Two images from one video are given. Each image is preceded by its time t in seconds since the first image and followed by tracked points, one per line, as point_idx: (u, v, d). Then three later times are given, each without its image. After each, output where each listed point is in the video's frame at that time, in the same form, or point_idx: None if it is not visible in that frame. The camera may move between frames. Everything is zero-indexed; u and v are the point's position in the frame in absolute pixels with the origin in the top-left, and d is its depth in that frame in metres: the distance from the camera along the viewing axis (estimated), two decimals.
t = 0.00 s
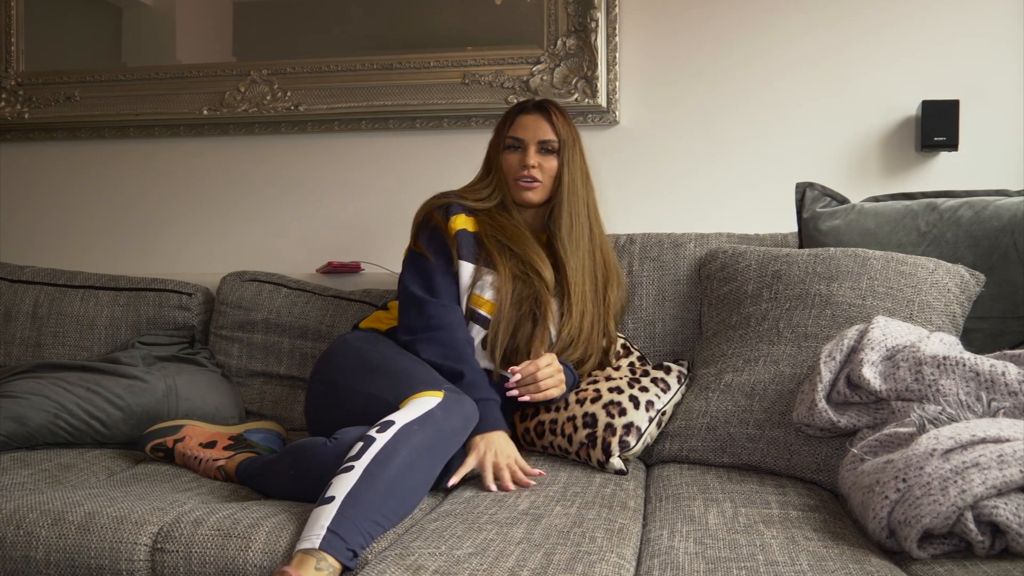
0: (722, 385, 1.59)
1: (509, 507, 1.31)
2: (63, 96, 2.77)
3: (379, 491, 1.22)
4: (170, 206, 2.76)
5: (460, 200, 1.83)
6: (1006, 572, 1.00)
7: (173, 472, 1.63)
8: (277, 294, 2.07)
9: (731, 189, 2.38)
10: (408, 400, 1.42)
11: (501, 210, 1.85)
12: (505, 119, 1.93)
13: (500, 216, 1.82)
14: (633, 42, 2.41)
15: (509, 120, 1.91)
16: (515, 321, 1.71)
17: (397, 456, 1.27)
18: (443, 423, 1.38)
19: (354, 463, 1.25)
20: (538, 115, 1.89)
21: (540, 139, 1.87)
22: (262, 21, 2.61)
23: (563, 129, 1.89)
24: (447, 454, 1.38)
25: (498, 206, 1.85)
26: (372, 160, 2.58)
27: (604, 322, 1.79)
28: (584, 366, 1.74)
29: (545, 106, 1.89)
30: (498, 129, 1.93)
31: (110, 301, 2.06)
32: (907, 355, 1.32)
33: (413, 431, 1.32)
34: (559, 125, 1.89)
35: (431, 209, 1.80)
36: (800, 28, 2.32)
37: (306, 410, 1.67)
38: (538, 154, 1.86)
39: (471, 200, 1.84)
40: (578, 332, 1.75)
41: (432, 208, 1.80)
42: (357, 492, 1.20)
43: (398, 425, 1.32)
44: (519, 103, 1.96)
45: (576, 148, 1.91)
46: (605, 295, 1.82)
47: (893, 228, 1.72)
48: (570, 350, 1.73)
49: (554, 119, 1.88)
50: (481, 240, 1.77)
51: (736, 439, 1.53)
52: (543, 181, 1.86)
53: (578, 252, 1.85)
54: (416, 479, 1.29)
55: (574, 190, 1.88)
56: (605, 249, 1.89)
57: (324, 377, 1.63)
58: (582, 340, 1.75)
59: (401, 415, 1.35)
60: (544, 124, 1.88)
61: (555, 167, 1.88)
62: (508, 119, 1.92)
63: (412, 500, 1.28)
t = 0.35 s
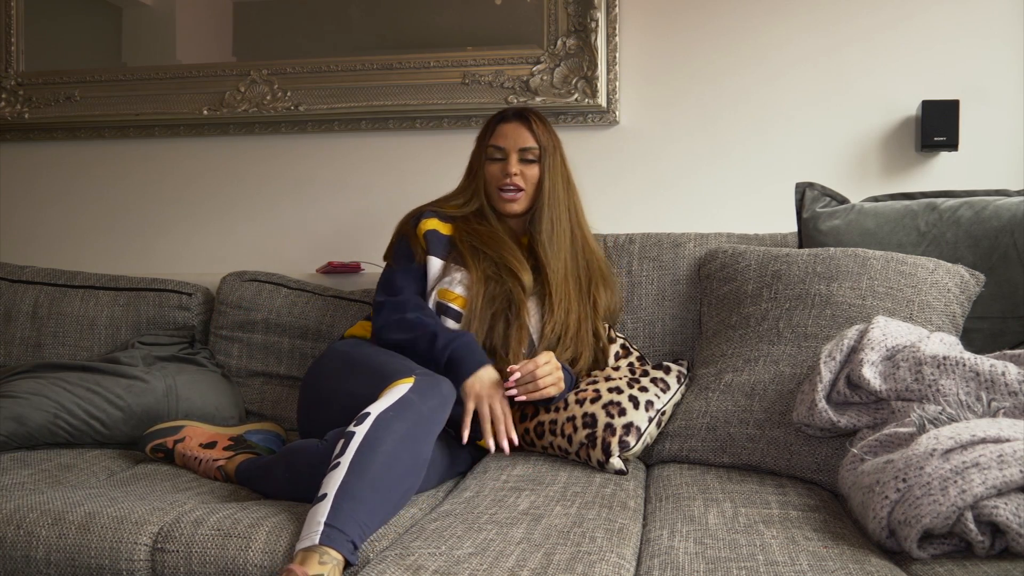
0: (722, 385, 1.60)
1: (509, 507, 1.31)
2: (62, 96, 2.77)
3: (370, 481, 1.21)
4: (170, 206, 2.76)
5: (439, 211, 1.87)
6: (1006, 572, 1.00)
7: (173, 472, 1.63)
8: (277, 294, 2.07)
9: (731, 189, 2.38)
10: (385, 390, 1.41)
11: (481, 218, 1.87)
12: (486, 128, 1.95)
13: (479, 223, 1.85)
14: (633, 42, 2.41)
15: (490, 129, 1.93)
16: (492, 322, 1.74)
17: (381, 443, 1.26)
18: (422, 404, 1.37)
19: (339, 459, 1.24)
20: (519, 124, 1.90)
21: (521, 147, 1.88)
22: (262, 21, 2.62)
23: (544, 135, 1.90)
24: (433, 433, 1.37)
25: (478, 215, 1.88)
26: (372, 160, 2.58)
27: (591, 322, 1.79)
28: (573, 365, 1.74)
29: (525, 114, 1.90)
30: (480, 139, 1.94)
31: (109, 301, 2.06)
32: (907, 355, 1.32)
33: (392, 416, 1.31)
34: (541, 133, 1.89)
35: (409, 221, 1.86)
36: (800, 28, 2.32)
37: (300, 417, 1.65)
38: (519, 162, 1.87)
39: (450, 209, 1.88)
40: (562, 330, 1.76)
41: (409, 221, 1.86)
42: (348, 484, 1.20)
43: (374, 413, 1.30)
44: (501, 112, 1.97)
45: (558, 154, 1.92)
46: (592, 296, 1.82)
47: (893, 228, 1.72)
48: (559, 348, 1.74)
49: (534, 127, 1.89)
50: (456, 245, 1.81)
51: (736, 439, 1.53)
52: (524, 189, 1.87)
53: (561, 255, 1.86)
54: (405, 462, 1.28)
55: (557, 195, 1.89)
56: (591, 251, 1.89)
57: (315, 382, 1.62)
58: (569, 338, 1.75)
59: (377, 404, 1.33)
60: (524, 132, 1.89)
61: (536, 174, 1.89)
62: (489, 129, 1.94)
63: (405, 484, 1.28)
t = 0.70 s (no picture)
0: (722, 385, 1.60)
1: (509, 507, 1.31)
2: (62, 96, 2.77)
3: (359, 478, 1.21)
4: (170, 206, 2.76)
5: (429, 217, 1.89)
6: (1006, 572, 1.00)
7: (174, 472, 1.63)
8: (277, 294, 2.07)
9: (731, 189, 2.38)
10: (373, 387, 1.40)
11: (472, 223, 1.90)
12: (474, 136, 1.98)
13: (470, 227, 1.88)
14: (633, 42, 2.41)
15: (478, 136, 1.96)
16: (485, 318, 1.70)
17: (369, 439, 1.25)
18: (409, 398, 1.35)
19: (329, 459, 1.24)
20: (506, 128, 1.93)
21: (510, 150, 1.91)
22: (262, 21, 2.62)
23: (532, 138, 1.93)
24: (423, 426, 1.36)
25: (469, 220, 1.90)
26: (372, 160, 2.58)
27: (585, 318, 1.79)
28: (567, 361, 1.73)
29: (512, 118, 1.93)
30: (469, 147, 1.98)
31: (109, 301, 2.06)
32: (907, 355, 1.32)
33: (379, 412, 1.30)
34: (529, 136, 1.92)
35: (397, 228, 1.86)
36: (800, 28, 2.32)
37: (297, 417, 1.65)
38: (509, 165, 1.90)
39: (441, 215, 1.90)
40: (556, 326, 1.75)
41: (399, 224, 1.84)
42: (336, 483, 1.19)
43: (361, 411, 1.29)
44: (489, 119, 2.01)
45: (546, 156, 1.94)
46: (586, 294, 1.82)
47: (893, 227, 1.72)
48: (553, 343, 1.73)
49: (521, 130, 1.92)
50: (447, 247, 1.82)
51: (736, 439, 1.53)
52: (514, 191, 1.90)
53: (553, 253, 1.87)
54: (396, 456, 1.28)
55: (546, 195, 1.91)
56: (584, 250, 1.90)
57: (311, 383, 1.62)
58: (563, 333, 1.75)
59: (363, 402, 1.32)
60: (512, 136, 1.92)
61: (525, 176, 1.91)
62: (478, 137, 1.97)
63: (396, 479, 1.27)
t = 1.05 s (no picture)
0: (722, 385, 1.59)
1: (509, 507, 1.31)
2: (63, 96, 2.77)
3: (357, 477, 1.21)
4: (171, 206, 2.76)
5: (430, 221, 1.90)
6: (1006, 572, 1.00)
7: (174, 472, 1.63)
8: (277, 294, 2.07)
9: (731, 189, 2.38)
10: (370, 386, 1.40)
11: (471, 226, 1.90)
12: (471, 141, 1.99)
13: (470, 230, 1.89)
14: (633, 42, 2.41)
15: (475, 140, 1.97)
16: (486, 320, 1.71)
17: (366, 438, 1.25)
18: (406, 396, 1.35)
19: (327, 459, 1.24)
20: (502, 131, 1.93)
21: (506, 153, 1.91)
22: (262, 21, 2.62)
23: (528, 141, 1.92)
24: (421, 424, 1.36)
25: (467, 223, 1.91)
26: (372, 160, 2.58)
27: (585, 320, 1.78)
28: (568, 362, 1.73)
29: (508, 121, 1.94)
30: (466, 151, 1.98)
31: (110, 301, 2.06)
32: (907, 355, 1.32)
33: (375, 411, 1.30)
34: (525, 138, 1.92)
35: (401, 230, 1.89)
36: (800, 28, 2.32)
37: (297, 417, 1.65)
38: (506, 168, 1.91)
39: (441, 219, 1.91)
40: (555, 327, 1.75)
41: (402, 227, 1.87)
42: (334, 483, 1.19)
43: (357, 410, 1.29)
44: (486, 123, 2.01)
45: (543, 158, 1.94)
46: (585, 294, 1.82)
47: (893, 228, 1.72)
48: (553, 345, 1.73)
49: (517, 132, 1.92)
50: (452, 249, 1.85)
51: (736, 439, 1.53)
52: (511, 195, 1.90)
53: (552, 255, 1.87)
54: (393, 455, 1.28)
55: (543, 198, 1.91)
56: (583, 251, 1.90)
57: (311, 382, 1.61)
58: (562, 334, 1.75)
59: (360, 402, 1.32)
60: (509, 139, 1.91)
61: (523, 179, 1.91)
62: (475, 141, 1.97)
63: (395, 477, 1.27)
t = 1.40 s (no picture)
0: (722, 385, 1.60)
1: (509, 507, 1.31)
2: (63, 96, 2.77)
3: (356, 477, 1.21)
4: (171, 206, 2.75)
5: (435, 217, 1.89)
6: (1006, 572, 1.00)
7: (174, 472, 1.63)
8: (277, 294, 2.07)
9: (731, 189, 2.38)
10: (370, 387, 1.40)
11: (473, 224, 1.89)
12: (476, 139, 1.98)
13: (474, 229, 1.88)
14: (633, 42, 2.41)
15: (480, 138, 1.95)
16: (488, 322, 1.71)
17: (365, 438, 1.25)
18: (406, 396, 1.35)
19: (326, 459, 1.24)
20: (507, 130, 1.93)
21: (511, 152, 1.90)
22: (262, 21, 2.62)
23: (533, 140, 1.93)
24: (421, 424, 1.36)
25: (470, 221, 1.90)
26: (372, 159, 2.58)
27: (586, 322, 1.78)
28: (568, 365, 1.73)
29: (514, 121, 1.93)
30: (471, 149, 1.97)
31: (110, 301, 2.06)
32: (907, 355, 1.32)
33: (375, 411, 1.30)
34: (530, 139, 1.92)
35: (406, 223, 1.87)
36: (800, 28, 2.32)
37: (296, 417, 1.65)
38: (510, 168, 1.90)
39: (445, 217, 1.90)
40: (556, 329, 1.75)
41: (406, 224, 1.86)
42: (333, 483, 1.19)
43: (357, 411, 1.29)
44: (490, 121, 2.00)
45: (547, 159, 1.94)
46: (587, 296, 1.82)
47: (893, 228, 1.72)
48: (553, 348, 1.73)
49: (522, 133, 1.92)
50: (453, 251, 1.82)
51: (736, 439, 1.53)
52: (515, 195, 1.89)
53: (554, 255, 1.86)
54: (393, 456, 1.27)
55: (547, 198, 1.90)
56: (585, 252, 1.90)
57: (311, 382, 1.61)
58: (563, 337, 1.74)
59: (360, 402, 1.32)
60: (514, 138, 1.91)
61: (527, 179, 1.90)
62: (479, 140, 1.97)
63: (395, 477, 1.27)
